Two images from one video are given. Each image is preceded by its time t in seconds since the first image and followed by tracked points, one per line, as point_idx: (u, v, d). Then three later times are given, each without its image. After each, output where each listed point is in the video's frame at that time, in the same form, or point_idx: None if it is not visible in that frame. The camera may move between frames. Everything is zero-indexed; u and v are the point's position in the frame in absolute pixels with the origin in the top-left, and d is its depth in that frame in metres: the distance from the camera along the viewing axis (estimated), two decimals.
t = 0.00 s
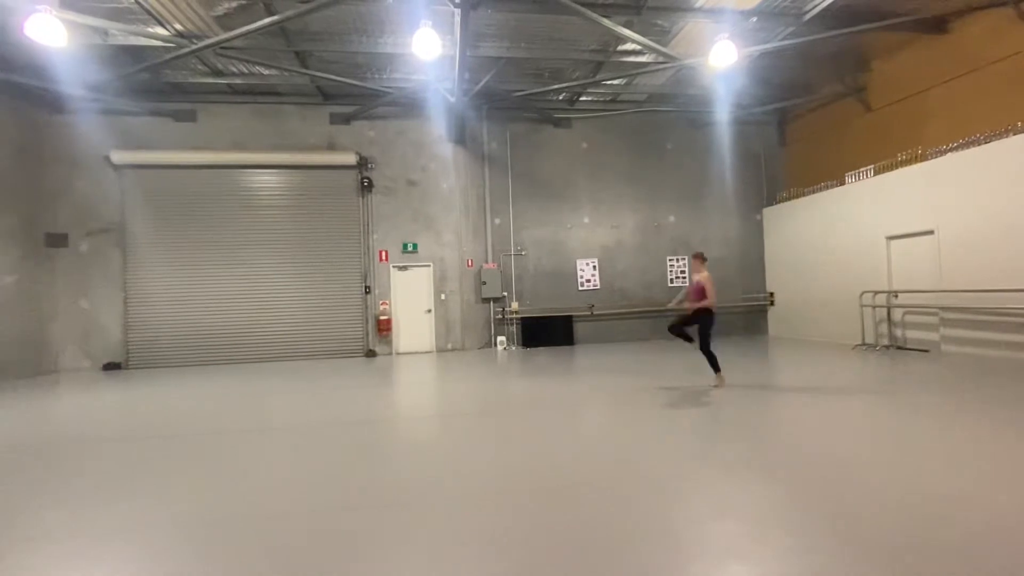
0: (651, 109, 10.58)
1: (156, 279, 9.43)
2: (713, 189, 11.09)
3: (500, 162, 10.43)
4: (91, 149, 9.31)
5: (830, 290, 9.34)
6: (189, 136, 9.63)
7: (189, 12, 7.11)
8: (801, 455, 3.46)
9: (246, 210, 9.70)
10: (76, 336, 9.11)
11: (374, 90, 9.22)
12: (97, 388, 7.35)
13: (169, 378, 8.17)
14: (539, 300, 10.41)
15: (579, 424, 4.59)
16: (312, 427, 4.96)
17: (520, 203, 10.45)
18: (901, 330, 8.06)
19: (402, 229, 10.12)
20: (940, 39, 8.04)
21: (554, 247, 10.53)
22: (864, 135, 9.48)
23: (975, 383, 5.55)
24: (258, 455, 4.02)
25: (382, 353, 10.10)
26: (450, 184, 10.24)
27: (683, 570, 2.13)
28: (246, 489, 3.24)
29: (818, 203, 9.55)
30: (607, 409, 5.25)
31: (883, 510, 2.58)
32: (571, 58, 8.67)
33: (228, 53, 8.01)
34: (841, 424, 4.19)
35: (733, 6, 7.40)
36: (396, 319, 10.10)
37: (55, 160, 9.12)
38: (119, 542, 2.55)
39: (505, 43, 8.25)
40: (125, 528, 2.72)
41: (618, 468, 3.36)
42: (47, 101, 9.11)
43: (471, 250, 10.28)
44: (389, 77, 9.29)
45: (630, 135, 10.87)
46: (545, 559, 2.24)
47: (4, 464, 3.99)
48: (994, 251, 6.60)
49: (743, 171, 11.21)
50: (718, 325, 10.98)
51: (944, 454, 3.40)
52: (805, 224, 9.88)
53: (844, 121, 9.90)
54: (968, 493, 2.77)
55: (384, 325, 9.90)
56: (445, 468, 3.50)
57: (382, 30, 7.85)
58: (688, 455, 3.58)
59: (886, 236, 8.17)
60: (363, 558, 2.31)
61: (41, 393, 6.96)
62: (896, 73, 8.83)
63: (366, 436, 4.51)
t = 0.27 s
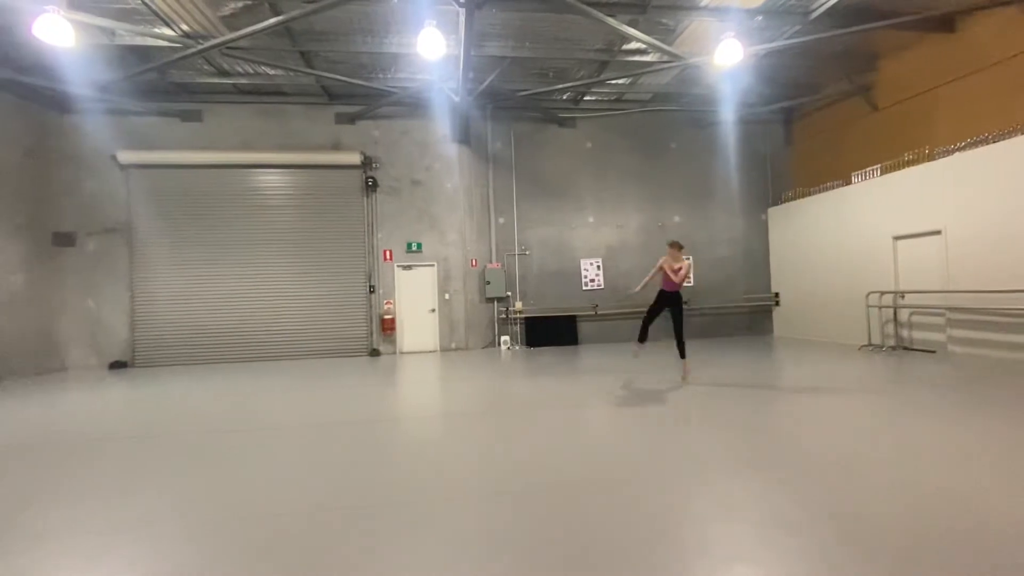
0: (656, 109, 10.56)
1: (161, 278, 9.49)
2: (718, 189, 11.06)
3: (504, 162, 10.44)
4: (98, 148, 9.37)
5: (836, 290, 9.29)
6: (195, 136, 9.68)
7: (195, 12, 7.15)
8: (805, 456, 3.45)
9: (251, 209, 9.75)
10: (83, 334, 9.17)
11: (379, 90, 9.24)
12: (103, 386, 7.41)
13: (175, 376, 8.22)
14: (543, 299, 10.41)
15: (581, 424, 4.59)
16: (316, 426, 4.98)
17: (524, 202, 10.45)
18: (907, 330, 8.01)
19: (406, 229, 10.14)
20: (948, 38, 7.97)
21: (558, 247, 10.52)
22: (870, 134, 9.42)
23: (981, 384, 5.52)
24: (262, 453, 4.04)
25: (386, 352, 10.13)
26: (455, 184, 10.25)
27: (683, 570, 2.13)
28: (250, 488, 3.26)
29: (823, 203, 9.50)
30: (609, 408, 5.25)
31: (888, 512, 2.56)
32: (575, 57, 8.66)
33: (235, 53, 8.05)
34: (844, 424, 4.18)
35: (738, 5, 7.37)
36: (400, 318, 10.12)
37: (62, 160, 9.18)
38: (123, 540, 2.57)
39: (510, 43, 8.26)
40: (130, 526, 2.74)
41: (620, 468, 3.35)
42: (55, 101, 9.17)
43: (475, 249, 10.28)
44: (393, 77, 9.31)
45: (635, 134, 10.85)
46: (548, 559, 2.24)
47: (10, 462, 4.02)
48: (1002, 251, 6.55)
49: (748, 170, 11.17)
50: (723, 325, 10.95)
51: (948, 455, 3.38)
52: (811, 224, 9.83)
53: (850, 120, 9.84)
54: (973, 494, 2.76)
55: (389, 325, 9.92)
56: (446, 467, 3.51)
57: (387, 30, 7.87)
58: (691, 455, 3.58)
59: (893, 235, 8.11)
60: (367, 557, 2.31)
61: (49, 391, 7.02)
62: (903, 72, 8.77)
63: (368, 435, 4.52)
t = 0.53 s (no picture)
0: (664, 108, 10.50)
1: (172, 277, 9.59)
2: (727, 188, 10.98)
3: (512, 161, 10.43)
4: (110, 148, 9.49)
5: (847, 290, 9.19)
6: (205, 135, 9.77)
7: (206, 12, 7.20)
8: (809, 458, 3.42)
9: (260, 208, 9.82)
10: (96, 331, 9.30)
11: (387, 89, 9.27)
12: (115, 383, 7.50)
13: (186, 373, 8.31)
14: (550, 299, 10.40)
15: (584, 424, 4.59)
16: (322, 424, 5.02)
17: (532, 202, 10.44)
18: (919, 331, 7.91)
19: (414, 228, 10.17)
20: (963, 36, 7.86)
21: (565, 246, 10.51)
22: (883, 133, 9.30)
23: (993, 386, 5.44)
24: (268, 451, 4.08)
25: (394, 351, 10.17)
26: (462, 183, 10.26)
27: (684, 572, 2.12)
28: (255, 485, 3.29)
29: (834, 203, 9.40)
30: (614, 409, 5.23)
31: (894, 515, 2.53)
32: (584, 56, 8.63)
33: (244, 53, 8.10)
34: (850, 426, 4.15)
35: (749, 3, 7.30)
36: (407, 317, 10.16)
37: (76, 159, 9.30)
38: (130, 535, 2.61)
39: (518, 42, 8.25)
40: (138, 521, 2.78)
41: (623, 469, 3.34)
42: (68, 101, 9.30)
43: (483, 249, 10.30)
44: (401, 76, 9.34)
45: (643, 134, 10.80)
46: (548, 559, 2.24)
47: (23, 457, 4.09)
48: (1016, 252, 6.45)
49: (758, 169, 11.08)
50: (731, 326, 10.89)
51: (956, 458, 3.33)
52: (821, 224, 9.74)
53: (862, 119, 9.72)
54: (980, 497, 2.72)
55: (396, 323, 9.96)
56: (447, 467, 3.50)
57: (395, 30, 7.88)
58: (694, 456, 3.56)
59: (905, 235, 8.01)
60: (368, 556, 2.33)
61: (62, 388, 7.12)
62: (916, 70, 8.65)
63: (373, 434, 4.54)
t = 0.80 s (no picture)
0: (677, 106, 10.42)
1: (187, 274, 9.74)
2: (740, 187, 10.87)
3: (522, 160, 10.43)
4: (127, 148, 9.65)
5: (862, 291, 9.06)
6: (220, 135, 9.90)
7: (221, 13, 7.29)
8: (816, 460, 3.39)
9: (273, 206, 9.93)
10: (112, 328, 9.48)
11: (398, 88, 9.31)
12: (132, 378, 7.64)
13: (200, 370, 8.44)
14: (560, 298, 10.38)
15: (589, 424, 4.58)
16: (329, 422, 5.06)
17: (542, 201, 10.43)
18: (936, 333, 7.77)
19: (424, 227, 10.21)
20: (984, 31, 7.69)
21: (576, 245, 10.48)
22: (900, 131, 9.14)
23: (1010, 390, 5.33)
24: (275, 448, 4.13)
25: (404, 349, 10.23)
26: (473, 182, 10.28)
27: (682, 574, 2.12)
28: (261, 481, 3.34)
29: (849, 202, 9.26)
30: (620, 409, 5.21)
31: (902, 519, 2.50)
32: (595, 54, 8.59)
33: (259, 53, 8.19)
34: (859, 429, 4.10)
35: None
36: (418, 315, 10.21)
37: (94, 159, 9.48)
38: (139, 528, 2.67)
39: (529, 41, 8.24)
40: (147, 515, 2.84)
41: (625, 469, 3.34)
42: (87, 102, 9.47)
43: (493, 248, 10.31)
44: (413, 75, 9.38)
45: (654, 132, 10.72)
46: (548, 558, 2.25)
47: (38, 451, 4.19)
48: None
49: (771, 168, 10.95)
50: (743, 326, 10.79)
51: (967, 462, 3.28)
52: (836, 223, 9.61)
53: (878, 116, 9.56)
54: (990, 502, 2.68)
55: (406, 322, 10.02)
56: (450, 466, 3.52)
57: (407, 29, 7.92)
58: (699, 457, 3.54)
59: (922, 235, 7.87)
60: (370, 553, 2.35)
61: (80, 383, 7.27)
62: (935, 67, 8.49)
63: (379, 432, 4.58)
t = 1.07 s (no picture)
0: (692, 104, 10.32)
1: (205, 271, 9.90)
2: (757, 185, 10.73)
3: (536, 158, 10.41)
4: (149, 147, 9.85)
5: (882, 292, 8.88)
6: (238, 134, 10.05)
7: (239, 13, 7.38)
8: (827, 464, 3.34)
9: (289, 204, 10.05)
10: (133, 323, 9.73)
11: (413, 87, 9.37)
12: (152, 373, 7.82)
13: (218, 365, 8.60)
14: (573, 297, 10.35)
15: (598, 424, 4.56)
16: (339, 418, 5.12)
17: (556, 199, 10.40)
18: (960, 335, 7.59)
19: (438, 225, 10.26)
20: (1011, 26, 7.48)
21: (589, 244, 10.44)
22: (922, 128, 8.94)
23: None
24: (286, 443, 4.19)
25: (417, 347, 10.29)
26: (487, 181, 10.29)
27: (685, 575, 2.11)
28: (270, 476, 3.40)
29: (870, 201, 9.09)
30: (629, 409, 5.19)
31: (918, 525, 2.44)
32: (610, 52, 8.55)
33: (276, 53, 8.28)
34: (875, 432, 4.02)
35: None
36: (431, 313, 10.26)
37: (116, 158, 9.70)
38: (151, 519, 2.74)
39: (544, 39, 8.21)
40: (160, 506, 2.92)
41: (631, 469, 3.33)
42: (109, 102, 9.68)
43: (506, 246, 10.32)
44: (427, 75, 9.42)
45: (670, 130, 10.63)
46: (553, 559, 2.24)
47: (59, 442, 4.31)
48: None
49: (789, 166, 10.78)
50: (759, 327, 10.67)
51: (985, 467, 3.21)
52: (856, 223, 9.43)
53: (900, 113, 9.36)
54: (1009, 509, 2.61)
55: (420, 320, 10.08)
56: (456, 464, 3.54)
57: (422, 29, 7.95)
58: (708, 459, 3.50)
59: (946, 235, 7.69)
60: (377, 549, 2.37)
61: (102, 377, 7.44)
62: (960, 62, 8.28)
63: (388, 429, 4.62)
